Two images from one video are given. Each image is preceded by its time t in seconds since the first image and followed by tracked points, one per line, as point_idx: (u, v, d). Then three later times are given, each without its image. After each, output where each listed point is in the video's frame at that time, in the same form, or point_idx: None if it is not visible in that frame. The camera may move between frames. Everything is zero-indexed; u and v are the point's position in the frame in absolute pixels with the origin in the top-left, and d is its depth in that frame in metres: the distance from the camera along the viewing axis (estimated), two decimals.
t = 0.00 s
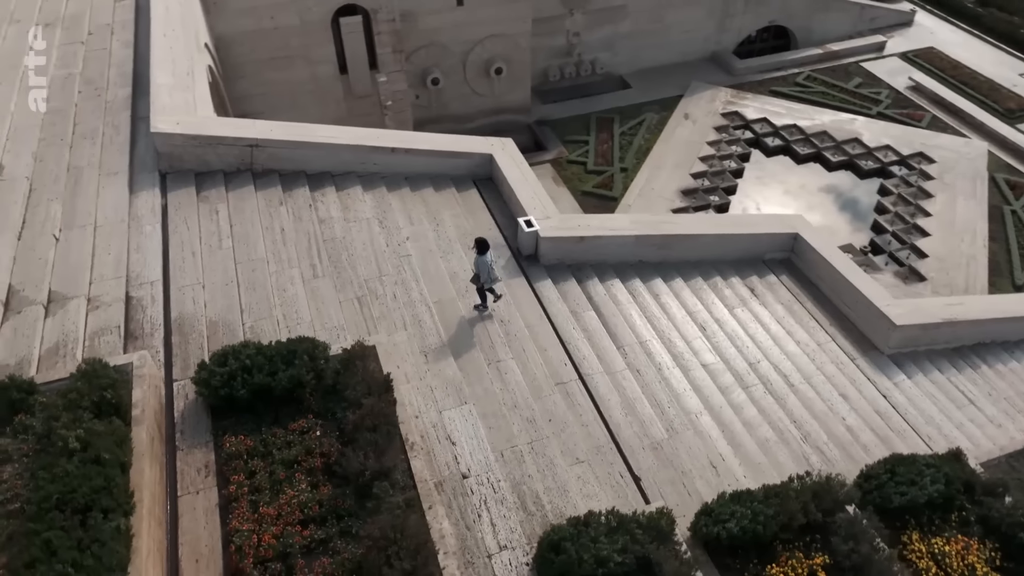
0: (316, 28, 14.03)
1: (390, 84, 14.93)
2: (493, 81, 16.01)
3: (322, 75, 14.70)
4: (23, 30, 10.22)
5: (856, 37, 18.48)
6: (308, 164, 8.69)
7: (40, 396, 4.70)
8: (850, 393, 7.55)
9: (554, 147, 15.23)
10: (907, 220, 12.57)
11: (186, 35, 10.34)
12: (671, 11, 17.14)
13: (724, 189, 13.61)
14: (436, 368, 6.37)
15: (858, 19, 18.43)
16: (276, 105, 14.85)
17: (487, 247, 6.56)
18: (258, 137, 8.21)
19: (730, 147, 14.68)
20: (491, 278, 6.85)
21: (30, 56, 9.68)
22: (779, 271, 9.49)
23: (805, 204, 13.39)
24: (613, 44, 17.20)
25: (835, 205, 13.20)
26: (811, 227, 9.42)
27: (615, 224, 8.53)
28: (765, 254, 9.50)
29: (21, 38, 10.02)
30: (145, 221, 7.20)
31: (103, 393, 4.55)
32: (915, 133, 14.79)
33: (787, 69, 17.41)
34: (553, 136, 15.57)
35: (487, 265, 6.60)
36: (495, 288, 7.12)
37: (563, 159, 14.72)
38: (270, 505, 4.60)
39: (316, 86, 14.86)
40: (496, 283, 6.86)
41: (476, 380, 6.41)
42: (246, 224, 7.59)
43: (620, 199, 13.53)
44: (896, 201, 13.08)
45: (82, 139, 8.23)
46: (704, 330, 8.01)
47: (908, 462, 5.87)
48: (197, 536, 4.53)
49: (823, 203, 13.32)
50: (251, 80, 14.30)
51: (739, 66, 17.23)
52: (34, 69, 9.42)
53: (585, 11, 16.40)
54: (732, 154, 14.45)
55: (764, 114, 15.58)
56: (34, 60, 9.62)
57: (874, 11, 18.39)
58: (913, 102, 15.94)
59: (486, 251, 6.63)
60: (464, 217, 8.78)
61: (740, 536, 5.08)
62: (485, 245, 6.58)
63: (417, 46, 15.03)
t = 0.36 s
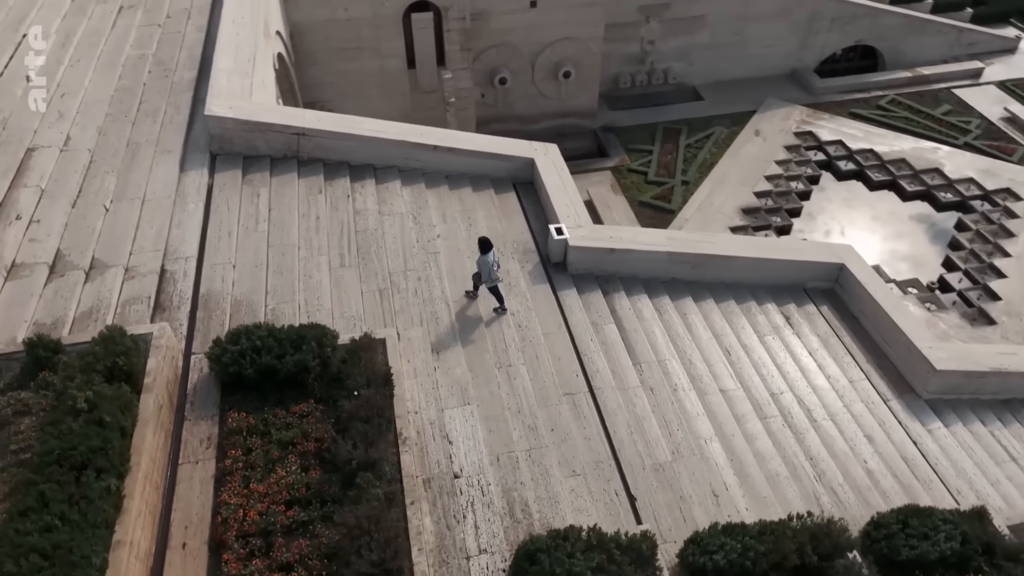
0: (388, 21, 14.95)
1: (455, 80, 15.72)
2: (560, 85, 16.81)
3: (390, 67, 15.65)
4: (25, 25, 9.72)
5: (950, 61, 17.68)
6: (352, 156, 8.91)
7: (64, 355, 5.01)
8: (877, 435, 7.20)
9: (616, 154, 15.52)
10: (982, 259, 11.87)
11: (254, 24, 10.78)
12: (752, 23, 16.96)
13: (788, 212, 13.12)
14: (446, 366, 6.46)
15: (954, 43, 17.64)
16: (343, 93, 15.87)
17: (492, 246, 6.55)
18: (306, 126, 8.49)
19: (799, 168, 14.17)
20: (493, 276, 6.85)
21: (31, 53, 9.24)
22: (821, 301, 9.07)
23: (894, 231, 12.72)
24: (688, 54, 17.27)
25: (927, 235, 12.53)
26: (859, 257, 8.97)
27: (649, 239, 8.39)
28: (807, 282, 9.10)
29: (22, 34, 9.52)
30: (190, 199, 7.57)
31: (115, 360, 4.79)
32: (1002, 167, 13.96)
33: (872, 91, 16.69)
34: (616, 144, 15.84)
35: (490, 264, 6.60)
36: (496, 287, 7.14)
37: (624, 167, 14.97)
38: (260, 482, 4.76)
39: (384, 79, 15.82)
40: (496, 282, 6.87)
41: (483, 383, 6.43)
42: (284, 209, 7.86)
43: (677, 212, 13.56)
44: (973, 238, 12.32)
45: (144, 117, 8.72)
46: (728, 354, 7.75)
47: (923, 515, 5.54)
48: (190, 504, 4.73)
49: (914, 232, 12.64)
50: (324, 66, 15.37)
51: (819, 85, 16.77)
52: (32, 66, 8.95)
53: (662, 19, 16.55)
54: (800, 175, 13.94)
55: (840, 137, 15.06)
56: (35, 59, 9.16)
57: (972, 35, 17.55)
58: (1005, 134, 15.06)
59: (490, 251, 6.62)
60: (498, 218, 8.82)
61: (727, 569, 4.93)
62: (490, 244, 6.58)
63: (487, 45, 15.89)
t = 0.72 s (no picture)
0: (458, 20, 15.22)
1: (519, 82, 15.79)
2: (628, 94, 16.76)
3: (457, 65, 15.95)
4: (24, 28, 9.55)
5: None
6: (395, 151, 9.09)
7: (91, 320, 5.32)
8: (899, 482, 6.86)
9: (679, 167, 15.44)
10: None
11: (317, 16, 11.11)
12: (837, 41, 16.45)
13: (852, 240, 12.73)
14: (457, 365, 6.54)
15: None
16: (409, 87, 16.24)
17: (498, 237, 6.64)
18: (352, 119, 8.73)
19: (871, 196, 13.69)
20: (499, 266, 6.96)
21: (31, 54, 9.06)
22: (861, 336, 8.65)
23: (990, 268, 12.24)
24: (766, 70, 16.91)
25: None
26: (906, 295, 8.51)
27: (682, 257, 8.22)
28: (848, 316, 8.70)
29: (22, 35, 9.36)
30: (234, 181, 7.92)
31: (132, 329, 5.06)
32: None
33: (961, 119, 15.88)
34: (680, 156, 15.75)
35: (496, 256, 6.69)
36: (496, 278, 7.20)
37: (685, 181, 14.89)
38: (255, 460, 4.94)
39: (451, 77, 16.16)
40: (500, 272, 6.98)
41: (490, 385, 6.47)
42: (322, 197, 8.11)
43: (736, 230, 13.39)
44: None
45: (204, 100, 9.15)
46: (751, 382, 7.51)
47: (932, 571, 5.10)
48: (189, 473, 4.95)
49: (1011, 272, 12.14)
50: (393, 60, 15.78)
51: (902, 111, 16.12)
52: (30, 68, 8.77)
53: (739, 32, 16.33)
54: (871, 204, 13.47)
55: (919, 165, 14.42)
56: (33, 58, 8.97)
57: None
58: None
59: (495, 242, 6.70)
60: (532, 223, 8.81)
61: None
62: (495, 235, 6.65)
63: (556, 49, 16.05)
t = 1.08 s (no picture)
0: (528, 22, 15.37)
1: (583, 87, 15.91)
2: (697, 107, 16.55)
3: (524, 67, 16.13)
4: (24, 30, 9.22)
5: None
6: (437, 149, 9.21)
7: (122, 290, 5.64)
8: (916, 534, 6.54)
9: (743, 185, 15.42)
10: None
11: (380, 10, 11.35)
12: (925, 66, 15.88)
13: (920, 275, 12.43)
14: (468, 365, 6.59)
15: None
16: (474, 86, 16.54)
17: (500, 236, 6.56)
18: (397, 115, 8.90)
19: (946, 231, 13.29)
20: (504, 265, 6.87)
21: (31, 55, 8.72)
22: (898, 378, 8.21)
23: None
24: (847, 91, 16.48)
25: None
26: (950, 339, 8.03)
27: (712, 278, 8.00)
28: (886, 355, 8.27)
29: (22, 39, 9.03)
30: (278, 167, 8.21)
31: (153, 302, 5.33)
32: None
33: None
34: (746, 174, 15.71)
35: (497, 255, 6.61)
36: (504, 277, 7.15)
37: (748, 199, 14.88)
38: (254, 438, 5.13)
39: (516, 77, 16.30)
40: (504, 271, 6.88)
41: (497, 389, 6.48)
42: (360, 189, 8.33)
43: (795, 254, 13.32)
44: None
45: (262, 87, 9.52)
46: (770, 414, 7.25)
47: None
48: (193, 442, 5.18)
49: None
50: (461, 58, 16.08)
51: (992, 143, 15.52)
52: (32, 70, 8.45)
53: (821, 51, 15.93)
54: (944, 239, 13.09)
55: (1003, 203, 13.85)
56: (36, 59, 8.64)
57: None
58: None
59: (498, 240, 6.62)
60: (565, 230, 8.76)
61: None
62: (498, 233, 6.58)
63: (626, 57, 15.94)
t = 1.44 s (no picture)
0: (597, 30, 15.36)
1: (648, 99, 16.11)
2: (767, 126, 16.34)
3: (589, 75, 16.21)
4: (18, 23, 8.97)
5: None
6: (480, 152, 9.29)
7: (154, 265, 5.96)
8: None
9: (809, 210, 15.20)
10: None
11: (441, 10, 11.53)
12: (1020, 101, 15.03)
13: (991, 320, 11.94)
14: (479, 369, 6.62)
15: None
16: (538, 90, 16.73)
17: (508, 231, 6.75)
18: (442, 116, 9.03)
19: None
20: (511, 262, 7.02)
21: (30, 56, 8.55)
22: (935, 428, 7.70)
23: None
24: (931, 121, 15.81)
25: None
26: (996, 393, 7.45)
27: (742, 305, 7.75)
28: (924, 403, 7.78)
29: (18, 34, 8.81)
30: (322, 159, 8.46)
31: (177, 280, 5.62)
32: None
33: None
34: (813, 200, 15.45)
35: (502, 248, 6.77)
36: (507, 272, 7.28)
37: (812, 225, 14.66)
38: (257, 419, 5.32)
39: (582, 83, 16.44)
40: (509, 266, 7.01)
41: (504, 395, 6.49)
42: (398, 186, 8.51)
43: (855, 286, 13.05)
44: None
45: (318, 80, 9.84)
46: (786, 450, 7.00)
47: None
48: (201, 416, 5.42)
49: None
50: (527, 62, 16.25)
51: None
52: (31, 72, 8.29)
53: (906, 76, 15.34)
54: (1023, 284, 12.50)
55: None
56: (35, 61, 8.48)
57: None
58: None
59: (507, 236, 6.80)
60: (597, 244, 8.63)
61: None
62: (507, 229, 6.77)
63: (699, 70, 15.81)
